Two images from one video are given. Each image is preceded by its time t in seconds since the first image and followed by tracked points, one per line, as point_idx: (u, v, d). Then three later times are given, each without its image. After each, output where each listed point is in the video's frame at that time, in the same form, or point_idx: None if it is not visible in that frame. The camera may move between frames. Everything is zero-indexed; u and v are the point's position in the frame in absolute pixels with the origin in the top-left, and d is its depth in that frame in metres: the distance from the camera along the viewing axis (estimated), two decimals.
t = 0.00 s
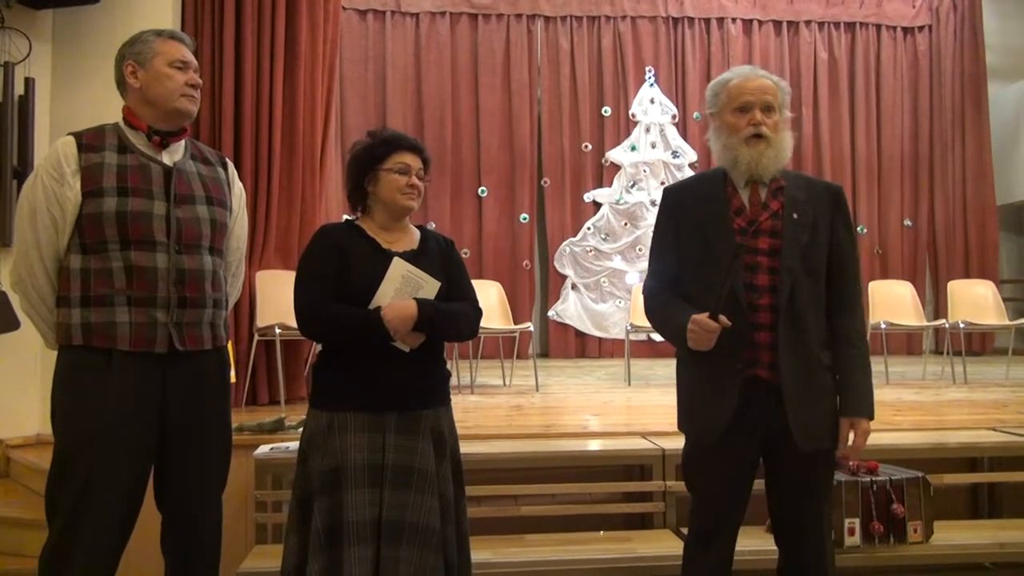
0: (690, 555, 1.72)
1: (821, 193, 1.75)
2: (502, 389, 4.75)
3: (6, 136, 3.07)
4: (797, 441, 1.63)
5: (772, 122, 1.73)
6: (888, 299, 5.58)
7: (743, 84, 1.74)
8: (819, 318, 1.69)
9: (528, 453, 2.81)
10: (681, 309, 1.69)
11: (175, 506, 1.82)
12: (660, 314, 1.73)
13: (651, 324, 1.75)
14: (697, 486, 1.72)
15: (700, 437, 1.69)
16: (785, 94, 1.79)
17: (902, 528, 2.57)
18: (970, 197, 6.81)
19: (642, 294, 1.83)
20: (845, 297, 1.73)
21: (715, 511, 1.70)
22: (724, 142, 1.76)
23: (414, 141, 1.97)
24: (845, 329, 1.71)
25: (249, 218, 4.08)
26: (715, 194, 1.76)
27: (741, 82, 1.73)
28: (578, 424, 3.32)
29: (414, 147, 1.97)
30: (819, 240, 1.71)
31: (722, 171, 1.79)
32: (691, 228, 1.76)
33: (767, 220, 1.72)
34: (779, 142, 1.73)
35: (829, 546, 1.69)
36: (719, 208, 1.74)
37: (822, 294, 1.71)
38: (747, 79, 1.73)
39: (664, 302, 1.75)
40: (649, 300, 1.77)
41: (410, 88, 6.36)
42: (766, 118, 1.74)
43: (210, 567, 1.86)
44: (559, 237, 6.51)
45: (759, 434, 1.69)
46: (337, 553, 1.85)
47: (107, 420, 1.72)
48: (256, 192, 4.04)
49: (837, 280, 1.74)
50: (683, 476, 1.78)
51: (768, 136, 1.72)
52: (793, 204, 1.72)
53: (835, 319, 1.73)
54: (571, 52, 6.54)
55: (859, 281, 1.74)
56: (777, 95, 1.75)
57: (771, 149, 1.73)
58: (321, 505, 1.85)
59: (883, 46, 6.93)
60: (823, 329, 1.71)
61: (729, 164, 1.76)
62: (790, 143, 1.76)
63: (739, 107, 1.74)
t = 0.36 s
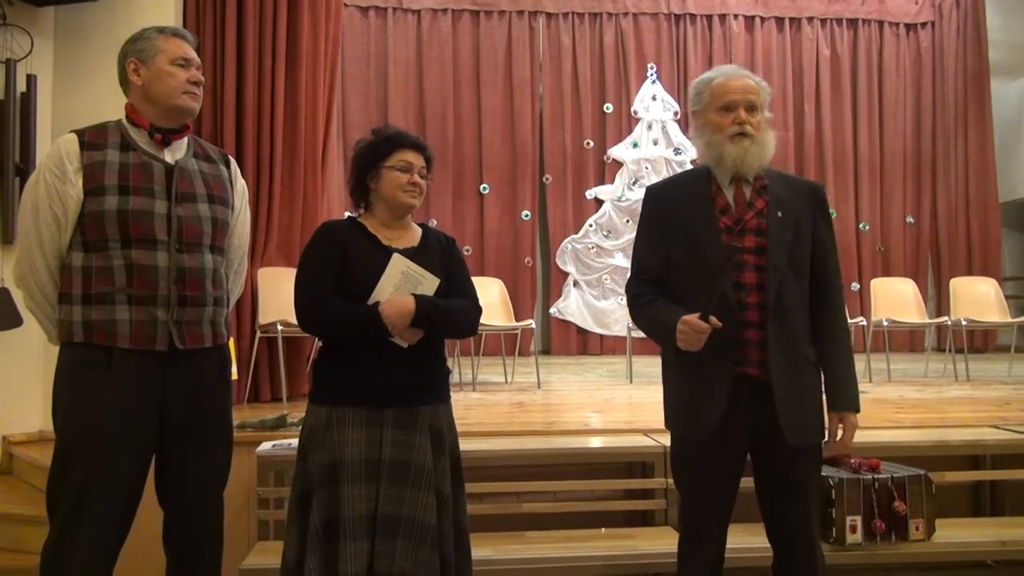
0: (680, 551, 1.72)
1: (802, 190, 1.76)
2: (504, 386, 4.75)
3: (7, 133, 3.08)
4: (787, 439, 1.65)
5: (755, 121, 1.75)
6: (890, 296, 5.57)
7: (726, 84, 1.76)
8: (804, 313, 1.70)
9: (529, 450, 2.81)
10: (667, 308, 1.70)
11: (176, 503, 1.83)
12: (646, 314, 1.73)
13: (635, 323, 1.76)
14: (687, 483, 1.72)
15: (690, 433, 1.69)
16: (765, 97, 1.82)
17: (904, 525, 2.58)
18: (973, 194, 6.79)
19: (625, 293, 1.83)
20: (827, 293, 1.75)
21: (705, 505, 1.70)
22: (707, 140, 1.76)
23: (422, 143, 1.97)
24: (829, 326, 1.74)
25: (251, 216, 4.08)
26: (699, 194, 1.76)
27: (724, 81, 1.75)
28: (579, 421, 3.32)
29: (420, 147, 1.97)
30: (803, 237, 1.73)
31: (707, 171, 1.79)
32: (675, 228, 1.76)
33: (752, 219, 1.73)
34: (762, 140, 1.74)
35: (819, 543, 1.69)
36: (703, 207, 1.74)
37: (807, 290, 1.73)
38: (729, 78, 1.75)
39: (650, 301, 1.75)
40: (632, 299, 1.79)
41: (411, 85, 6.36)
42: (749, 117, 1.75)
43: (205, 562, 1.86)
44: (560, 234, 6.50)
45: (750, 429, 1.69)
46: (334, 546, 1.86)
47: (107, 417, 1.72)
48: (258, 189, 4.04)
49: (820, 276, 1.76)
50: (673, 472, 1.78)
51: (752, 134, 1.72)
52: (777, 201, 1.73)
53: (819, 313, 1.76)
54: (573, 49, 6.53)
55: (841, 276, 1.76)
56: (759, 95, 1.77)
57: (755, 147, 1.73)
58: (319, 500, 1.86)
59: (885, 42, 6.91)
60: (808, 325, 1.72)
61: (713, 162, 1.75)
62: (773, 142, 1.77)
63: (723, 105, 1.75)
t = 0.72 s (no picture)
0: (684, 553, 1.71)
1: (791, 189, 1.79)
2: (507, 384, 4.75)
3: (13, 131, 3.08)
4: (790, 437, 1.64)
5: (746, 121, 1.75)
6: (896, 294, 5.55)
7: (716, 83, 1.75)
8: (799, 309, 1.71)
9: (533, 448, 2.81)
10: (664, 309, 1.68)
11: (181, 500, 1.83)
12: (641, 316, 1.71)
13: (630, 326, 1.74)
14: (689, 484, 1.71)
15: (692, 434, 1.69)
16: (753, 96, 1.82)
17: (909, 525, 2.57)
18: (978, 192, 6.77)
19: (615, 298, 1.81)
20: (819, 290, 1.76)
21: (707, 504, 1.69)
22: (699, 140, 1.76)
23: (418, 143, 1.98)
24: (821, 323, 1.75)
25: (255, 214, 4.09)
26: (694, 195, 1.76)
27: (714, 80, 1.74)
28: (583, 419, 3.31)
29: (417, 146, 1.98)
30: (795, 236, 1.75)
31: (698, 171, 1.80)
32: (670, 229, 1.76)
33: (748, 218, 1.73)
34: (753, 141, 1.75)
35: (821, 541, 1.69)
36: (698, 207, 1.74)
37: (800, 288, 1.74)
38: (720, 78, 1.75)
39: (645, 303, 1.73)
40: (623, 303, 1.77)
41: (416, 82, 6.36)
42: (740, 117, 1.76)
43: (210, 560, 1.86)
44: (565, 232, 6.50)
45: (751, 428, 1.69)
46: (340, 545, 1.85)
47: (114, 414, 1.73)
48: (262, 187, 4.04)
49: (812, 275, 1.77)
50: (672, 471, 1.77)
51: (744, 135, 1.73)
52: (769, 201, 1.75)
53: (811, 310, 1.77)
54: (578, 47, 6.53)
55: (829, 273, 1.79)
56: (748, 95, 1.77)
57: (746, 149, 1.74)
58: (325, 498, 1.86)
59: (891, 40, 6.89)
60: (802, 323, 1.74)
61: (706, 164, 1.76)
62: (762, 141, 1.79)
63: (715, 105, 1.74)
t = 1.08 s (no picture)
0: (686, 554, 1.71)
1: (790, 190, 1.80)
2: (512, 383, 4.75)
3: (20, 129, 3.09)
4: (797, 436, 1.64)
5: (747, 122, 1.75)
6: (901, 294, 5.54)
7: (717, 83, 1.75)
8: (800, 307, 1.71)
9: (537, 447, 2.81)
10: (667, 310, 1.67)
11: (189, 496, 1.84)
12: (645, 319, 1.70)
13: (632, 329, 1.74)
14: (692, 484, 1.70)
15: (694, 434, 1.68)
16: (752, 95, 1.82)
17: (914, 526, 2.56)
18: (985, 191, 6.75)
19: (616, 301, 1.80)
20: (815, 291, 1.77)
21: (709, 506, 1.69)
22: (700, 140, 1.75)
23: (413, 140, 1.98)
24: (818, 323, 1.76)
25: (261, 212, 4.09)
26: (696, 196, 1.75)
27: (715, 80, 1.74)
28: (588, 419, 3.31)
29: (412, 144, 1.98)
30: (795, 237, 1.75)
31: (699, 171, 1.79)
32: (672, 230, 1.75)
33: (750, 220, 1.73)
34: (754, 141, 1.76)
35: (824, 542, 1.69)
36: (701, 208, 1.74)
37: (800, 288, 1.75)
38: (721, 77, 1.74)
39: (650, 305, 1.73)
40: (625, 306, 1.76)
41: (422, 81, 6.36)
42: (741, 117, 1.76)
43: (215, 558, 1.87)
44: (570, 231, 6.50)
45: (755, 426, 1.69)
46: (343, 545, 1.86)
47: (122, 411, 1.73)
48: (268, 184, 4.05)
49: (810, 275, 1.78)
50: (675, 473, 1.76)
51: (745, 136, 1.73)
52: (771, 202, 1.75)
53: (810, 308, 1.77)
54: (584, 45, 6.52)
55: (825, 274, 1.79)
56: (749, 95, 1.77)
57: (748, 149, 1.74)
58: (327, 498, 1.86)
59: (898, 39, 6.87)
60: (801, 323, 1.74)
61: (707, 165, 1.75)
62: (761, 142, 1.79)
63: (716, 105, 1.74)
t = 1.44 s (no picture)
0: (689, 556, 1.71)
1: (795, 191, 1.80)
2: (516, 382, 4.75)
3: (26, 128, 3.09)
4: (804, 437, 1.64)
5: (755, 122, 1.75)
6: (906, 294, 5.52)
7: (726, 83, 1.74)
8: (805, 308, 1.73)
9: (541, 446, 2.81)
10: (675, 312, 1.67)
11: (195, 494, 1.84)
12: (653, 320, 1.70)
13: (638, 330, 1.73)
14: (694, 485, 1.70)
15: (697, 436, 1.68)
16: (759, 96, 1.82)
17: (919, 526, 2.56)
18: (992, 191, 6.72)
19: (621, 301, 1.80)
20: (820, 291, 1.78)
21: (710, 509, 1.69)
22: (708, 140, 1.75)
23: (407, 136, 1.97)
24: (822, 323, 1.77)
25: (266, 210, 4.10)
26: (703, 195, 1.75)
27: (724, 79, 1.73)
28: (592, 418, 3.31)
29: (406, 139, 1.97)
30: (801, 237, 1.76)
31: (706, 171, 1.79)
32: (678, 230, 1.75)
33: (757, 219, 1.73)
34: (762, 141, 1.75)
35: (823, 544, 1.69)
36: (709, 207, 1.73)
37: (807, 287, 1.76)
38: (730, 77, 1.74)
39: (656, 305, 1.72)
40: (631, 306, 1.76)
41: (427, 80, 6.36)
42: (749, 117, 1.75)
43: (219, 557, 1.87)
44: (575, 230, 6.50)
45: (759, 426, 1.68)
46: (337, 545, 1.87)
47: (128, 409, 1.74)
48: (273, 184, 4.05)
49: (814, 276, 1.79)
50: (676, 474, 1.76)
51: (753, 136, 1.73)
52: (777, 202, 1.75)
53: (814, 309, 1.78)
54: (589, 45, 6.52)
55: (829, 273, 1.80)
56: (757, 95, 1.77)
57: (756, 149, 1.74)
58: (322, 498, 1.87)
59: (904, 38, 6.85)
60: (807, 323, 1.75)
61: (715, 165, 1.75)
62: (769, 142, 1.79)
63: (725, 105, 1.73)
